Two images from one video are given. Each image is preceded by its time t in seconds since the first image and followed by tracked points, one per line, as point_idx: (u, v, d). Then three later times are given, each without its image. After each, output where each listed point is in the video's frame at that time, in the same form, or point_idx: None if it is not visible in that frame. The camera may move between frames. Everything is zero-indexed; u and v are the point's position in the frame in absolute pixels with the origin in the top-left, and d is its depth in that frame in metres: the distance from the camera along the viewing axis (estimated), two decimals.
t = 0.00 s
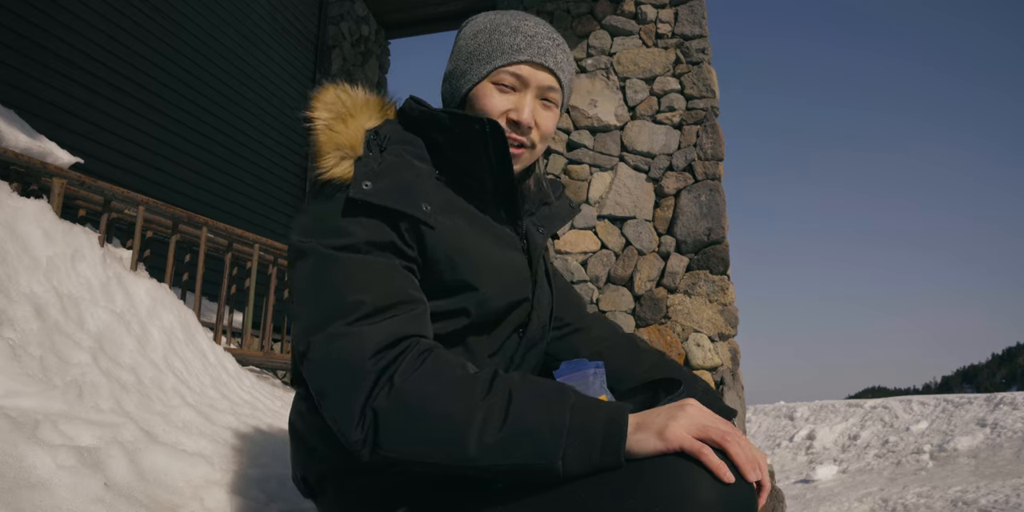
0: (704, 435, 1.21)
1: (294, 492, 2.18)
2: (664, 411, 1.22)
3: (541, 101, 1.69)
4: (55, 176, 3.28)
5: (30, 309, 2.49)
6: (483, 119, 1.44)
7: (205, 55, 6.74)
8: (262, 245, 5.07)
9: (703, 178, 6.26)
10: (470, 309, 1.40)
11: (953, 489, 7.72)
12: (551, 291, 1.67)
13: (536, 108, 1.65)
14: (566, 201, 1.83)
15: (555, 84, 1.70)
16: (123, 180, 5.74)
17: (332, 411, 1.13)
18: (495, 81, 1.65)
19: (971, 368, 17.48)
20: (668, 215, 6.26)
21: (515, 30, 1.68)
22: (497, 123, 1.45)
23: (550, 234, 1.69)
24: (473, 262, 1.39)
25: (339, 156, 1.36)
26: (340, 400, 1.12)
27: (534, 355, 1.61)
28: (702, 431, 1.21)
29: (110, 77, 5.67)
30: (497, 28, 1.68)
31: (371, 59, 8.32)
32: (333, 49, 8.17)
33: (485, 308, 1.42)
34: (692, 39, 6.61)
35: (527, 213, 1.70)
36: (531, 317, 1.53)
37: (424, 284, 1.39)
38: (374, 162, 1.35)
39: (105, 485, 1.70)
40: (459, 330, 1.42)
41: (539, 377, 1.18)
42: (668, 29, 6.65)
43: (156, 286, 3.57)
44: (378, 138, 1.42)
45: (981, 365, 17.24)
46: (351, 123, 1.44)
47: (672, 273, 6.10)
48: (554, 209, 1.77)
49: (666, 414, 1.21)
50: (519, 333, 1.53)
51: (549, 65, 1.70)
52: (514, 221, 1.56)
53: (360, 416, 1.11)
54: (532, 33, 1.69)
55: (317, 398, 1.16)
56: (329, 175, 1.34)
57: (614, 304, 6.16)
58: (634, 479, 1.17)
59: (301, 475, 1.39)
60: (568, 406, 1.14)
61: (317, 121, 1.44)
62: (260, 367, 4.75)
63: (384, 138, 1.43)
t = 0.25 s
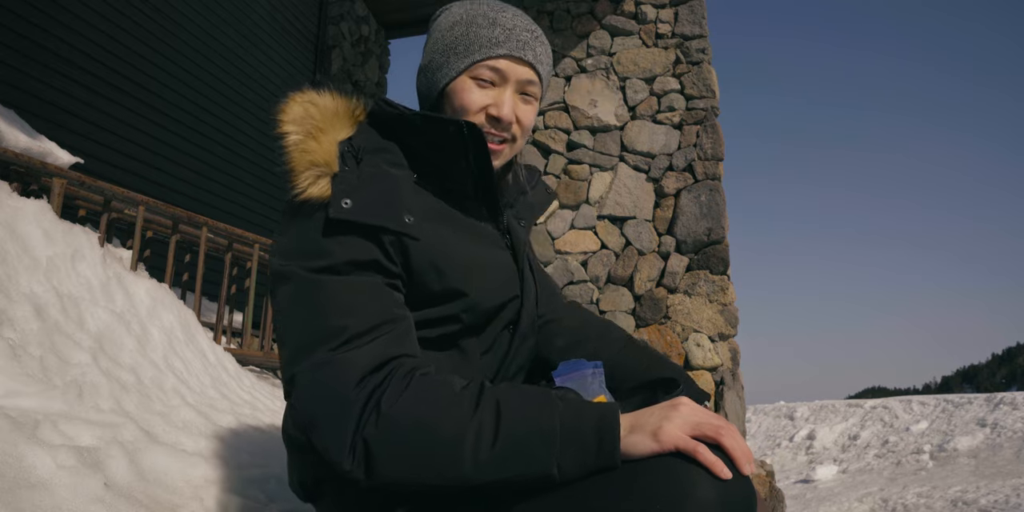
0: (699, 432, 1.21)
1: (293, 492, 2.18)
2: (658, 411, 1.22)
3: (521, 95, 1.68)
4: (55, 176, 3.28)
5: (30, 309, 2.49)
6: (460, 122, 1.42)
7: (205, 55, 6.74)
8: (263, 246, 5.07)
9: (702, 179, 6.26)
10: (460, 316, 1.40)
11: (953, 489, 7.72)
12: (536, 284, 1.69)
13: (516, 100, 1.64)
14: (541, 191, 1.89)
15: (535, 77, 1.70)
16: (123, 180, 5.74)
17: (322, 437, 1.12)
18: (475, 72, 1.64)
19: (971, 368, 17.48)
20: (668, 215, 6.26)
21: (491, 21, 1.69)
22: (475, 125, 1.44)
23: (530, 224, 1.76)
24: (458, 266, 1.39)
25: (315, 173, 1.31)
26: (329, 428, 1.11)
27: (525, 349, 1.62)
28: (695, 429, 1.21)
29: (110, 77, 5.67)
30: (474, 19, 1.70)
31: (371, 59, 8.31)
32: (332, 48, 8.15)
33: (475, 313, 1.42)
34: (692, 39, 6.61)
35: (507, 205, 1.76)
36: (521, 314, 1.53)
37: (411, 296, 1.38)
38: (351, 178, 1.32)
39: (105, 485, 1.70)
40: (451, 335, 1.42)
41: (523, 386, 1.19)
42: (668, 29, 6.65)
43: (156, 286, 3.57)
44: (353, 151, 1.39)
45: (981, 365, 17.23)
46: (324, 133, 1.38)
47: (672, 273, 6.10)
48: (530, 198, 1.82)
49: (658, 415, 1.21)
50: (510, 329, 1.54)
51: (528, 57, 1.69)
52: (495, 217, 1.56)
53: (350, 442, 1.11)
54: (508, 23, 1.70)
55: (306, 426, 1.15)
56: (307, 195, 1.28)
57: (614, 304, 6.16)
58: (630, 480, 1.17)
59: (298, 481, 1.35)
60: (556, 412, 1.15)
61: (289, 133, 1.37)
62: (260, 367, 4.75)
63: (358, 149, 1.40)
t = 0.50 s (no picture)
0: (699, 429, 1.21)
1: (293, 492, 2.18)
2: (656, 410, 1.22)
3: (513, 99, 1.68)
4: (55, 176, 3.28)
5: (30, 309, 2.49)
6: (445, 124, 1.43)
7: (205, 55, 6.74)
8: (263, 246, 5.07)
9: (702, 178, 6.26)
10: (455, 319, 1.42)
11: (953, 489, 7.73)
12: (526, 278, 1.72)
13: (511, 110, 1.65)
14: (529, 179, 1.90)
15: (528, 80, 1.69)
16: (123, 180, 5.74)
17: (319, 454, 1.12)
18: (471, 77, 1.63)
19: (971, 368, 17.47)
20: (668, 215, 6.26)
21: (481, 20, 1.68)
22: (461, 126, 1.45)
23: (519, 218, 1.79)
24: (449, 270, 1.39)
25: (299, 187, 1.31)
26: (326, 444, 1.11)
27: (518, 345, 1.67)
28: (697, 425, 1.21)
29: (110, 77, 5.67)
30: (465, 16, 1.69)
31: (371, 59, 8.31)
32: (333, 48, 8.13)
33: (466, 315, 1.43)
34: (692, 39, 6.61)
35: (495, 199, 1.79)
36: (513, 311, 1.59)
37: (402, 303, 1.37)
38: (336, 187, 1.32)
39: (105, 485, 1.70)
40: (447, 337, 1.43)
41: (515, 390, 1.19)
42: (668, 29, 6.65)
43: (156, 286, 3.57)
44: (336, 158, 1.39)
45: (981, 365, 17.23)
46: (303, 147, 1.38)
47: (672, 273, 6.10)
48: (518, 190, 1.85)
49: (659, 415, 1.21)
50: (503, 326, 1.59)
51: (523, 59, 1.68)
52: (483, 215, 1.57)
53: (348, 458, 1.11)
54: (496, 19, 1.70)
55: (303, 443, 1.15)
56: (291, 209, 1.28)
57: (614, 304, 6.16)
58: (631, 479, 1.17)
59: (296, 482, 1.34)
60: (552, 417, 1.14)
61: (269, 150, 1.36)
62: (260, 367, 4.75)
63: (340, 155, 1.40)
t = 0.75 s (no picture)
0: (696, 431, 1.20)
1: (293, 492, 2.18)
2: (654, 412, 1.21)
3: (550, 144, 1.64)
4: (55, 176, 3.28)
5: (29, 309, 2.49)
6: (463, 132, 1.44)
7: (205, 55, 6.74)
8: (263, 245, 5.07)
9: (703, 178, 6.25)
10: (464, 325, 1.40)
11: (953, 489, 7.73)
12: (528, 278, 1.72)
13: (549, 131, 1.55)
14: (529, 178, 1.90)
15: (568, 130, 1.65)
16: (123, 180, 5.74)
17: (321, 472, 1.11)
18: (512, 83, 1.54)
19: (971, 368, 17.47)
20: (668, 215, 6.25)
21: (523, 20, 1.58)
22: (478, 134, 1.46)
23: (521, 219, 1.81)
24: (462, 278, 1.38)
25: (313, 197, 1.25)
26: (327, 463, 1.10)
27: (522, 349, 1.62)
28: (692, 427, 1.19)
29: (110, 77, 5.67)
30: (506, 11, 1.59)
31: (371, 59, 8.31)
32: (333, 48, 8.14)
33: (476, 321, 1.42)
34: (692, 39, 6.61)
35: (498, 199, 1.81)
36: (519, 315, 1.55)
37: (412, 313, 1.36)
38: (350, 199, 1.29)
39: (105, 485, 1.70)
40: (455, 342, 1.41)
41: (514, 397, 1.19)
42: (668, 29, 6.65)
43: (156, 286, 3.57)
44: (347, 164, 1.37)
45: (981, 365, 17.23)
46: (316, 151, 1.32)
47: (672, 273, 6.09)
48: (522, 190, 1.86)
49: (654, 418, 1.20)
50: (509, 330, 1.54)
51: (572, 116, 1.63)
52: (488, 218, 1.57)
53: (350, 476, 1.10)
54: (541, 27, 1.60)
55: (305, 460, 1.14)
56: (305, 221, 1.24)
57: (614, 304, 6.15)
58: (632, 483, 1.17)
59: (298, 489, 1.32)
60: (552, 423, 1.15)
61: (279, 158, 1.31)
62: (260, 367, 4.75)
63: (351, 161, 1.39)
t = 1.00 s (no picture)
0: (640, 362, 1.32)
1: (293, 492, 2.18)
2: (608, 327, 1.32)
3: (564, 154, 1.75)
4: (55, 176, 3.28)
5: (29, 309, 2.49)
6: (483, 132, 1.50)
7: (205, 55, 6.74)
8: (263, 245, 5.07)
9: (702, 178, 6.26)
10: (469, 324, 1.39)
11: (953, 489, 7.73)
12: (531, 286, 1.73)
13: (573, 141, 1.68)
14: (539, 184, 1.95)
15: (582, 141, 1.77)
16: (123, 180, 5.75)
17: (312, 454, 1.11)
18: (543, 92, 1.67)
19: (971, 368, 17.47)
20: (668, 215, 6.25)
21: (555, 37, 1.73)
22: (498, 135, 1.52)
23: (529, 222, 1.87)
24: (470, 277, 1.39)
25: (332, 187, 1.28)
26: (318, 443, 1.11)
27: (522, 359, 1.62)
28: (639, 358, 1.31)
29: (110, 77, 5.67)
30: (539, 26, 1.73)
31: (371, 59, 8.31)
32: (333, 48, 8.13)
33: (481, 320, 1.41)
34: (692, 39, 6.62)
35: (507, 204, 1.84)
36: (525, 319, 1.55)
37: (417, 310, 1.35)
38: (368, 192, 1.32)
39: (105, 485, 1.70)
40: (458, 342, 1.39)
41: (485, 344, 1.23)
42: (668, 29, 6.65)
43: (156, 286, 3.57)
44: (368, 157, 1.40)
45: (981, 365, 17.22)
46: (340, 142, 1.35)
47: (672, 273, 6.09)
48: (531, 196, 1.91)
49: (610, 348, 1.29)
50: (513, 333, 1.54)
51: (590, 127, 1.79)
52: (496, 221, 1.62)
53: (341, 455, 1.10)
54: (571, 43, 1.76)
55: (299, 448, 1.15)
56: (322, 209, 1.26)
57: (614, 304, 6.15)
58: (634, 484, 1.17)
59: (298, 489, 1.32)
60: (521, 360, 1.19)
61: (300, 144, 1.32)
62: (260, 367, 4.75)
63: (372, 155, 1.42)
